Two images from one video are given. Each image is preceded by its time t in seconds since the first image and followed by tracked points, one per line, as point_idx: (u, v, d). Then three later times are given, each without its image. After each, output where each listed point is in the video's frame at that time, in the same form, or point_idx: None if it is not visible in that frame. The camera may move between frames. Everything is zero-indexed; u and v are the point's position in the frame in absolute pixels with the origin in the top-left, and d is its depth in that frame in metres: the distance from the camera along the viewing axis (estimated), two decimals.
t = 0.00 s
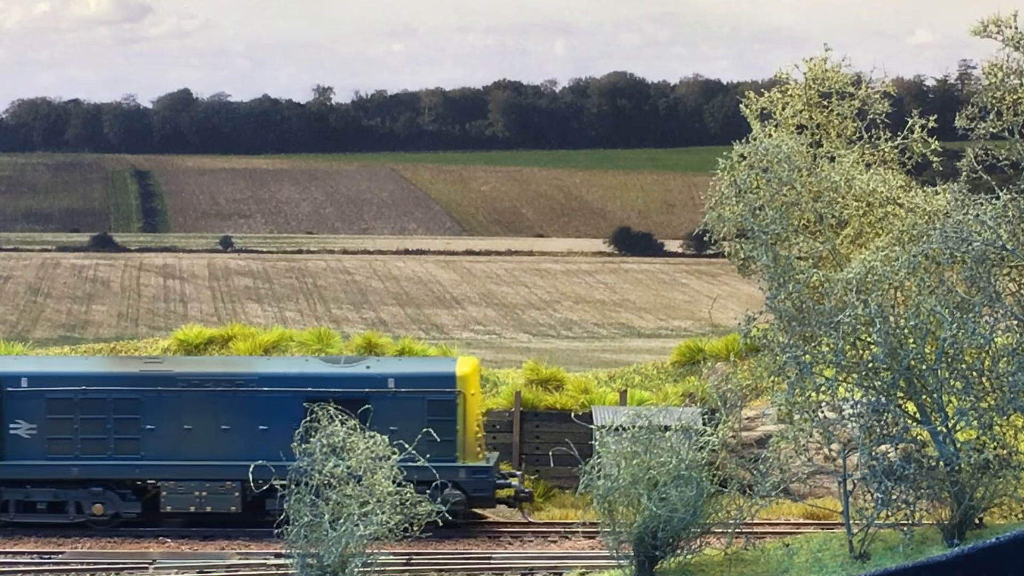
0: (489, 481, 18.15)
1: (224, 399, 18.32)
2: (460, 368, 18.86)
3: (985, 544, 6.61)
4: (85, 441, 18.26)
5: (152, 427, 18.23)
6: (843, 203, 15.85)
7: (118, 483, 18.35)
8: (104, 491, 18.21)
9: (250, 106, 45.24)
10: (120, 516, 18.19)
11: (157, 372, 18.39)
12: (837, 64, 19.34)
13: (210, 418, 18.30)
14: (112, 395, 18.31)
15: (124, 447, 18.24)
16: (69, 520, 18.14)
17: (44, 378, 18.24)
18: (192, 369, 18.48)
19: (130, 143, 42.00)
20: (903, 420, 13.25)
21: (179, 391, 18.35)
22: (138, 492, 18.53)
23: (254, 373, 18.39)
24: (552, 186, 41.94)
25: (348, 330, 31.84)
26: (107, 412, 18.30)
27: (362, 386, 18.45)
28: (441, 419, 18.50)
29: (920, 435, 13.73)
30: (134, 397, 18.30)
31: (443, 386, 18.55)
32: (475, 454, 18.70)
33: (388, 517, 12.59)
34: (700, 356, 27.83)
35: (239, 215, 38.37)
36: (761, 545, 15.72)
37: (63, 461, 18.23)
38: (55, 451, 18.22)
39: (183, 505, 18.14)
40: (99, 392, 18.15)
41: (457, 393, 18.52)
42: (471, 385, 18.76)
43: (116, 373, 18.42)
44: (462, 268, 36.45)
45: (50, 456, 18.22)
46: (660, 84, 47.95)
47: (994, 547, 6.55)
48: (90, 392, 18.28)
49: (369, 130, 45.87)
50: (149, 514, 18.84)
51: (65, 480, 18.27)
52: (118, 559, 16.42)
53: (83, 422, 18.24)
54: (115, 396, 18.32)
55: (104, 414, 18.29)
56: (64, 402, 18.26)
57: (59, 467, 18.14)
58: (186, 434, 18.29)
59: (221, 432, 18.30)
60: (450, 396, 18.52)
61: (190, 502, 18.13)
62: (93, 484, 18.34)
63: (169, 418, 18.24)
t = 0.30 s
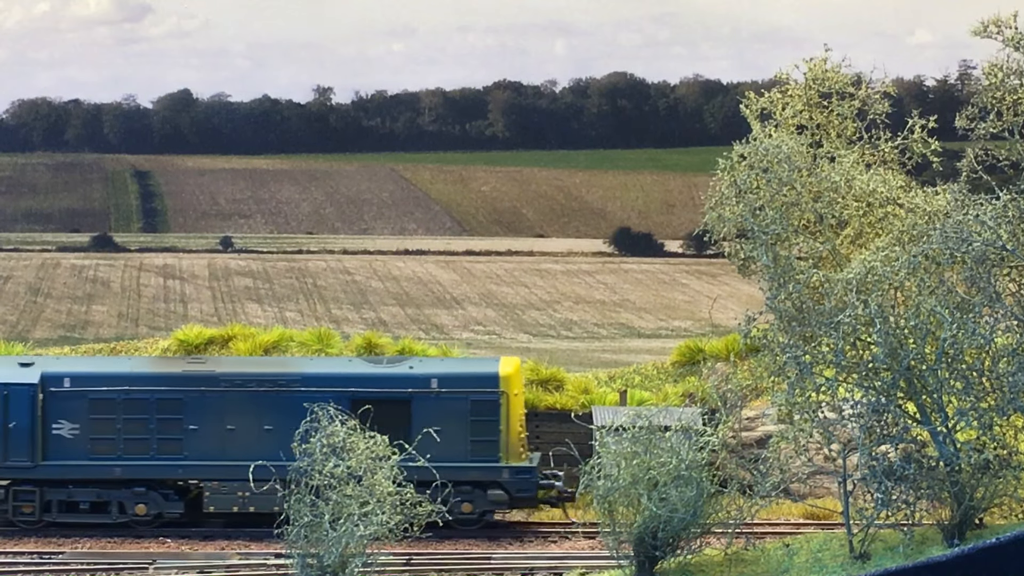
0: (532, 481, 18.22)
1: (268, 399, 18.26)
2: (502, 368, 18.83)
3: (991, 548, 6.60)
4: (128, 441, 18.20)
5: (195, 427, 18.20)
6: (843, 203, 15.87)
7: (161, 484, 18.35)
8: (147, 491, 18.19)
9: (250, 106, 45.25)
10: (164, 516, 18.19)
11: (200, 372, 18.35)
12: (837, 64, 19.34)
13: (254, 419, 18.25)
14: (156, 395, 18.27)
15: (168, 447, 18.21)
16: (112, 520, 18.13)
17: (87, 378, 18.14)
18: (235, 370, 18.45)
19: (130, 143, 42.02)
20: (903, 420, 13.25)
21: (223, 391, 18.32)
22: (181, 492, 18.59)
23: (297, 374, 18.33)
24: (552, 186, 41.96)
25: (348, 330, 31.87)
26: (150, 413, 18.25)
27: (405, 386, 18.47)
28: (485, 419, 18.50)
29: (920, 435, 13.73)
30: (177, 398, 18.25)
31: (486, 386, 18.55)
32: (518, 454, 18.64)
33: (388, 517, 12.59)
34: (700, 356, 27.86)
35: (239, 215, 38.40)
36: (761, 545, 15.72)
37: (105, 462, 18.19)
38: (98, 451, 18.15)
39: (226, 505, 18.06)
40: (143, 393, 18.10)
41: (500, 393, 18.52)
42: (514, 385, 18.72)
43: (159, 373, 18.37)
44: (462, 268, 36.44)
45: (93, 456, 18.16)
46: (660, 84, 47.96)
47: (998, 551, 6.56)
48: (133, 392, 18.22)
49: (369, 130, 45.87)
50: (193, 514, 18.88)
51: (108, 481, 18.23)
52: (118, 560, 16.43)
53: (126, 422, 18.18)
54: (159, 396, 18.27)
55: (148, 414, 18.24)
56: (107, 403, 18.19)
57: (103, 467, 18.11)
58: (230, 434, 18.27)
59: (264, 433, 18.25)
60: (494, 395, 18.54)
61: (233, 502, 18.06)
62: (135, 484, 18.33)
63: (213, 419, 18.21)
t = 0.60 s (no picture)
0: (575, 481, 18.26)
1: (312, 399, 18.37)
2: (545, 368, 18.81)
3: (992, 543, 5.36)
4: (171, 441, 18.32)
5: (238, 427, 18.31)
6: (843, 204, 15.88)
7: (204, 484, 18.46)
8: (190, 491, 18.28)
9: (250, 106, 45.23)
10: (207, 516, 18.28)
11: (244, 372, 18.43)
12: (837, 64, 19.36)
13: (298, 419, 18.34)
14: (198, 395, 18.37)
15: (211, 448, 18.32)
16: (155, 520, 18.21)
17: (130, 378, 18.27)
18: (279, 369, 18.50)
19: (130, 143, 42.02)
20: (903, 420, 13.24)
21: (266, 391, 18.39)
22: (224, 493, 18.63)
23: (341, 373, 18.39)
24: (552, 186, 41.94)
25: (348, 330, 31.96)
26: (194, 412, 18.35)
27: (449, 386, 18.54)
28: (528, 419, 18.54)
29: (920, 435, 13.73)
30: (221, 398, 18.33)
31: (529, 386, 18.59)
32: (563, 454, 18.65)
33: (388, 517, 12.59)
34: (700, 357, 27.88)
35: (239, 215, 38.43)
36: (761, 545, 15.72)
37: (149, 461, 18.33)
38: (141, 451, 18.27)
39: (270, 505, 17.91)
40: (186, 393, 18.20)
41: (544, 393, 18.53)
42: (557, 385, 18.70)
43: (202, 373, 18.46)
44: (461, 268, 36.45)
45: (136, 456, 18.29)
46: (659, 85, 47.93)
47: (998, 547, 5.26)
48: (176, 392, 18.33)
49: (369, 130, 45.84)
50: (236, 514, 18.93)
51: (152, 481, 18.37)
52: (117, 560, 16.43)
53: (169, 422, 18.30)
54: (202, 396, 18.37)
55: (191, 414, 18.34)
56: (150, 403, 18.30)
57: (147, 467, 18.26)
58: (273, 434, 18.36)
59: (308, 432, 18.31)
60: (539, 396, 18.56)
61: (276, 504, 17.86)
62: (179, 484, 18.44)
63: (256, 418, 18.30)
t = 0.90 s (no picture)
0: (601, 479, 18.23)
1: (352, 399, 18.61)
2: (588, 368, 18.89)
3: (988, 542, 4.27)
4: (211, 441, 18.65)
5: (279, 427, 18.59)
6: (843, 203, 15.88)
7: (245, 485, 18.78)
8: (231, 492, 18.63)
9: (250, 106, 45.17)
10: (248, 516, 18.63)
11: (284, 372, 18.69)
12: (837, 64, 19.34)
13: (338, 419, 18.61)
14: (239, 395, 18.66)
15: (251, 447, 18.63)
16: (196, 520, 18.68)
17: (170, 377, 18.62)
18: (319, 369, 18.73)
19: (130, 143, 42.02)
20: (903, 420, 13.24)
21: (306, 391, 18.63)
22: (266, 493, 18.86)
23: (381, 373, 18.67)
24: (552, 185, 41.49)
25: (347, 330, 32.09)
26: (234, 412, 18.66)
27: (490, 386, 18.70)
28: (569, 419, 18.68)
29: (920, 435, 13.72)
30: (261, 397, 18.62)
31: (571, 386, 18.65)
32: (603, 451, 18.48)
33: (388, 517, 12.61)
34: (700, 357, 27.91)
35: (239, 215, 38.43)
36: (761, 545, 15.73)
37: (190, 461, 18.70)
38: (182, 450, 18.65)
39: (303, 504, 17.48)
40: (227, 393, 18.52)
41: (585, 393, 18.58)
42: (598, 385, 18.76)
43: (242, 373, 18.75)
44: (462, 268, 36.18)
45: (176, 456, 18.66)
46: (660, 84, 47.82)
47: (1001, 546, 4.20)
48: (217, 392, 18.66)
49: (369, 130, 45.78)
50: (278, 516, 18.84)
51: (193, 480, 18.74)
52: (117, 559, 16.42)
53: (210, 422, 18.63)
54: (242, 396, 18.67)
55: (231, 414, 18.65)
56: (191, 402, 18.63)
57: (188, 467, 18.62)
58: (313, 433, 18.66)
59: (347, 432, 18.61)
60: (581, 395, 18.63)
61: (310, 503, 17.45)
62: (220, 484, 18.79)
63: (296, 418, 18.58)
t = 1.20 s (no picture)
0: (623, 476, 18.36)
1: (392, 399, 18.90)
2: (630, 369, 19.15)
3: (986, 541, 4.24)
4: (252, 440, 19.02)
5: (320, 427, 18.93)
6: (843, 203, 15.88)
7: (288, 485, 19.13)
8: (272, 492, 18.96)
9: (250, 106, 45.15)
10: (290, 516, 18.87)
11: (325, 372, 19.03)
12: (837, 64, 19.33)
13: (378, 418, 18.95)
14: (279, 395, 19.01)
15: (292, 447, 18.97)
16: (237, 520, 19.04)
17: (211, 378, 19.04)
18: (359, 369, 19.07)
19: (130, 143, 42.00)
20: (903, 420, 13.24)
21: (347, 391, 18.97)
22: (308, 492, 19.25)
23: (422, 373, 18.97)
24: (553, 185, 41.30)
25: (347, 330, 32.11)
26: (275, 412, 19.01)
27: (532, 386, 18.97)
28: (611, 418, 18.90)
29: (920, 435, 13.72)
30: (302, 397, 18.97)
31: (613, 386, 18.85)
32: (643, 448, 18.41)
33: (388, 517, 12.59)
34: (700, 357, 27.87)
35: (239, 215, 38.43)
36: (761, 545, 15.74)
37: (231, 461, 19.07)
38: (223, 450, 19.04)
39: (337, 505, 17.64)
40: (267, 393, 18.86)
41: (626, 393, 18.81)
42: (640, 385, 18.99)
43: (283, 373, 19.11)
44: (462, 268, 35.86)
45: (217, 456, 19.05)
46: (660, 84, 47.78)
47: (998, 545, 4.13)
48: (257, 392, 19.01)
49: (369, 130, 45.74)
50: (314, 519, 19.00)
51: (234, 479, 19.12)
52: (117, 559, 16.41)
53: (250, 422, 19.00)
54: (283, 396, 19.01)
55: (272, 414, 19.01)
56: (232, 403, 19.02)
57: (229, 466, 18.99)
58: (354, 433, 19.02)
59: (388, 432, 18.95)
60: (615, 395, 18.84)
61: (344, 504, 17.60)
62: (261, 484, 19.15)
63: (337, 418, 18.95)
